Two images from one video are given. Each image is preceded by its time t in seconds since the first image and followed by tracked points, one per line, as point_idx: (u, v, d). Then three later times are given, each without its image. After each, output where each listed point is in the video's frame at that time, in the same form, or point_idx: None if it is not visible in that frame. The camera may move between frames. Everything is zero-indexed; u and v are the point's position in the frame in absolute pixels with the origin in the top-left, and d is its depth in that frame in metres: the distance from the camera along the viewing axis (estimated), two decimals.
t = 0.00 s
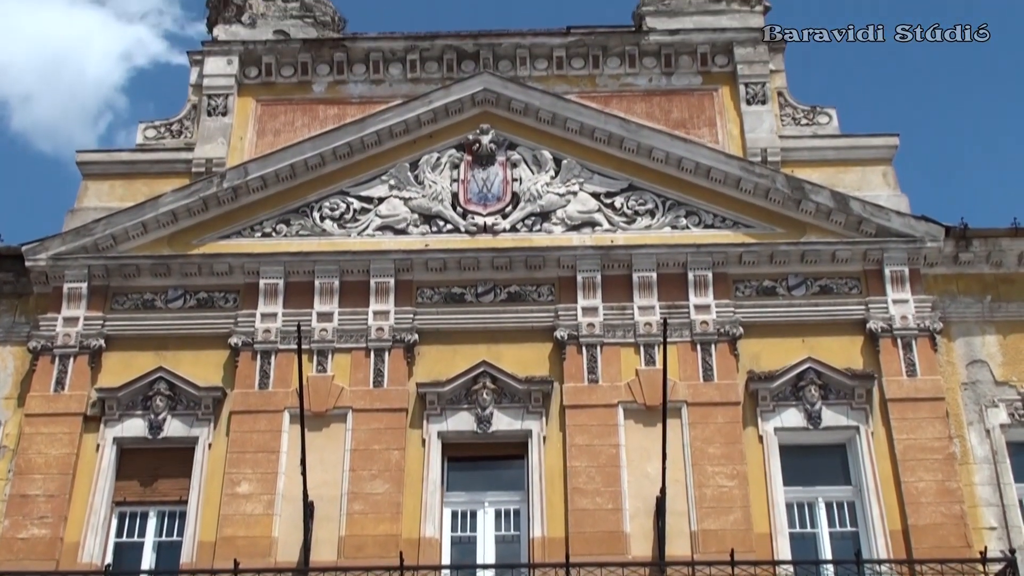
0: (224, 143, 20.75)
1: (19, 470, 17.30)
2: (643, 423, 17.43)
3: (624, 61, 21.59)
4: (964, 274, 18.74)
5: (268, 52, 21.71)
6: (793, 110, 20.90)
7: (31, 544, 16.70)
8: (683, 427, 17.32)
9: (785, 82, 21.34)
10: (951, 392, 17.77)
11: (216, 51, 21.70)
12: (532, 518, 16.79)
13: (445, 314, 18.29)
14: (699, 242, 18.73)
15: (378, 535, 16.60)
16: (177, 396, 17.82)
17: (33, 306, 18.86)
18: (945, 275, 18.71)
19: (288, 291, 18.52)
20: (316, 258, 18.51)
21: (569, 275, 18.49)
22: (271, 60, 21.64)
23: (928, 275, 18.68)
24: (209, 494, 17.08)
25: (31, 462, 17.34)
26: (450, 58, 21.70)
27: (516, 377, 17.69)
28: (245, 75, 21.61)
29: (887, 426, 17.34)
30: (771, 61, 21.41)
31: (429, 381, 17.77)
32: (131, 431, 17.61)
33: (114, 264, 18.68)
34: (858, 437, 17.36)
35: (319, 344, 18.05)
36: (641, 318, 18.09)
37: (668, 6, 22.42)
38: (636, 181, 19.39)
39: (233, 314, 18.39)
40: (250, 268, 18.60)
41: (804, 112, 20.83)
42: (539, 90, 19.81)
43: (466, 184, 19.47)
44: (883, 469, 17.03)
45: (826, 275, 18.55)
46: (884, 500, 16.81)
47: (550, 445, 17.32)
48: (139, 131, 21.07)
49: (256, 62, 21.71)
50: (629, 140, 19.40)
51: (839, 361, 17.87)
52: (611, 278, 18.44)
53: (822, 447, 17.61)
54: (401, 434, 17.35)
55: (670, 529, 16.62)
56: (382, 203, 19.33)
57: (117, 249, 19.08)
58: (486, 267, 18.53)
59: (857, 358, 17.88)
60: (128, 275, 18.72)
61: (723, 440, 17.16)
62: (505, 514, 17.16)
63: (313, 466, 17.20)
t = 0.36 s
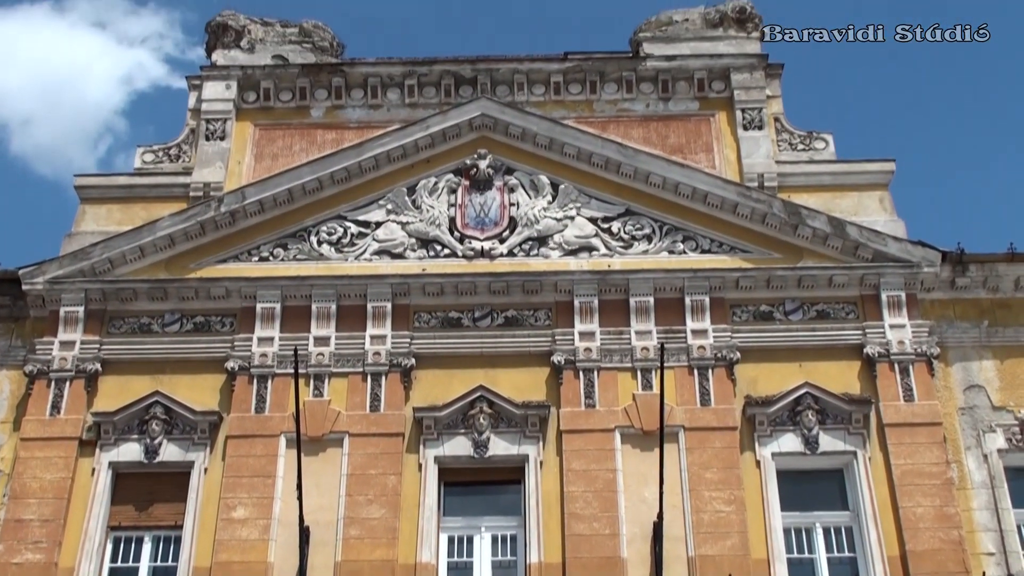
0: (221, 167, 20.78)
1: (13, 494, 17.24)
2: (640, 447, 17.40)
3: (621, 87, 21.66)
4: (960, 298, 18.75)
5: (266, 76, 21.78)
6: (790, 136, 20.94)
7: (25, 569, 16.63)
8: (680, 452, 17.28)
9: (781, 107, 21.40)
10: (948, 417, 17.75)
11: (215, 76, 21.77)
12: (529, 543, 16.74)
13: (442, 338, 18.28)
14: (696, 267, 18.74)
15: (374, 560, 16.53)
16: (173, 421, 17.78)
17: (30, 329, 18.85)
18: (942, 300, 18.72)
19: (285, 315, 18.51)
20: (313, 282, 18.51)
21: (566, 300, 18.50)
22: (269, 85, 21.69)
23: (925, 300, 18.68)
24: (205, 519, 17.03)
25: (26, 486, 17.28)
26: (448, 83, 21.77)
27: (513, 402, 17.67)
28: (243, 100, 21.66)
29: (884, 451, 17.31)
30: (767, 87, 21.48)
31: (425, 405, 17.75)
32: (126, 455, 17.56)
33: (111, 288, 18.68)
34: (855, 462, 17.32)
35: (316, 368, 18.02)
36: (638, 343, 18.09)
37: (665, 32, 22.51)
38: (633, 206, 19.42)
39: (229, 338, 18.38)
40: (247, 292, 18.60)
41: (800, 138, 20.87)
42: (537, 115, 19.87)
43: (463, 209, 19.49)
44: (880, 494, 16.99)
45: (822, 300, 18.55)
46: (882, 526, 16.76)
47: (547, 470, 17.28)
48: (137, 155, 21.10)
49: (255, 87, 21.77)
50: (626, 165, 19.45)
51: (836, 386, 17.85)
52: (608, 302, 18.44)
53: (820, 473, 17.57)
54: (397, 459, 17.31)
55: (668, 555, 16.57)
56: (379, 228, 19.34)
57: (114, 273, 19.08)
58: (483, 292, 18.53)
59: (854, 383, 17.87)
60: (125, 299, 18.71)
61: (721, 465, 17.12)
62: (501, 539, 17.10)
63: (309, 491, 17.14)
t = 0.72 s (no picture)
0: (219, 191, 20.79)
1: (9, 519, 17.16)
2: (638, 471, 17.36)
3: (618, 110, 21.71)
4: (958, 321, 18.76)
5: (264, 101, 21.82)
6: (786, 159, 20.99)
7: None
8: (679, 476, 17.24)
9: (778, 131, 21.45)
10: (947, 440, 17.73)
11: (213, 100, 21.82)
12: (527, 567, 16.68)
13: (439, 362, 18.27)
14: (693, 290, 18.74)
15: None
16: (171, 445, 17.74)
17: (27, 354, 18.82)
18: (939, 323, 18.73)
19: (283, 338, 18.49)
20: (310, 306, 18.50)
21: (564, 323, 18.49)
22: (267, 109, 21.74)
23: (922, 323, 18.69)
24: (202, 543, 16.97)
25: (22, 511, 17.21)
26: (446, 107, 21.82)
27: (511, 425, 17.65)
28: (241, 124, 21.70)
29: (882, 474, 17.28)
30: (764, 110, 21.54)
31: (423, 429, 17.72)
32: (123, 479, 17.52)
33: (109, 312, 18.67)
34: (854, 485, 17.29)
35: (314, 392, 17.99)
36: (636, 366, 18.07)
37: (662, 56, 22.58)
38: (630, 229, 19.43)
39: (227, 362, 18.35)
40: (245, 316, 18.59)
41: (797, 161, 20.92)
42: (534, 139, 19.92)
43: (461, 233, 19.51)
44: (879, 517, 16.94)
45: (820, 323, 18.55)
46: (881, 549, 16.71)
47: (545, 493, 17.23)
48: (135, 179, 21.11)
49: (252, 111, 21.81)
50: (623, 189, 19.48)
51: (834, 409, 17.83)
52: (606, 325, 18.44)
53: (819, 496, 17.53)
54: (395, 483, 17.27)
55: None
56: (377, 251, 19.35)
57: (112, 296, 19.08)
58: (481, 315, 18.53)
59: (853, 406, 17.85)
60: (123, 322, 18.70)
61: (719, 488, 17.08)
62: (499, 563, 17.04)
63: (306, 515, 17.09)
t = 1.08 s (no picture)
0: (217, 212, 20.80)
1: (6, 540, 17.10)
2: (636, 492, 17.32)
3: (616, 131, 21.76)
4: (956, 341, 18.76)
5: (263, 122, 21.87)
6: (784, 180, 21.06)
7: None
8: (677, 496, 17.20)
9: (776, 151, 21.48)
10: (946, 460, 17.70)
11: (212, 121, 21.86)
12: None
13: (438, 382, 18.25)
14: (692, 310, 18.74)
15: None
16: (168, 466, 17.70)
17: (24, 374, 18.79)
18: (938, 343, 18.73)
19: (281, 359, 18.48)
20: (308, 326, 18.49)
21: (562, 343, 18.48)
22: (266, 130, 21.79)
23: (921, 343, 18.69)
24: (199, 564, 16.91)
25: (19, 532, 17.16)
26: (444, 128, 21.85)
27: (509, 446, 17.62)
28: (240, 144, 21.74)
29: (882, 495, 17.24)
30: (762, 131, 21.58)
31: (421, 450, 17.69)
32: (120, 500, 17.48)
33: (106, 332, 18.65)
34: (853, 506, 17.26)
35: (312, 413, 17.97)
36: (635, 387, 18.06)
37: (660, 77, 22.63)
38: (628, 249, 19.45)
39: (225, 383, 18.33)
40: (243, 336, 18.57)
41: (795, 182, 20.97)
42: (532, 159, 19.95)
43: (459, 253, 19.52)
44: (879, 538, 16.90)
45: (818, 343, 18.55)
46: (881, 570, 16.67)
47: (544, 514, 17.19)
48: (134, 200, 21.12)
49: (251, 132, 21.86)
50: (621, 209, 19.51)
51: (833, 430, 17.82)
52: (604, 346, 18.43)
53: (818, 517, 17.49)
54: (393, 503, 17.22)
55: None
56: (375, 272, 19.35)
57: (110, 317, 19.06)
58: (480, 335, 18.52)
59: (851, 426, 17.84)
60: (120, 343, 18.68)
61: (718, 509, 17.03)
62: None
63: (304, 536, 17.03)
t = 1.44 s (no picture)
0: (217, 228, 20.81)
1: (4, 556, 17.05)
2: (636, 507, 17.29)
3: (615, 146, 21.79)
4: (956, 356, 18.75)
5: (262, 137, 21.90)
6: (784, 195, 21.07)
7: None
8: (677, 512, 17.17)
9: (775, 167, 21.50)
10: (946, 476, 17.68)
11: (212, 137, 21.88)
12: None
13: (437, 398, 18.24)
14: (691, 325, 18.74)
15: None
16: (167, 482, 17.68)
17: (23, 390, 18.77)
18: (937, 358, 18.71)
19: (280, 374, 18.46)
20: (308, 341, 18.48)
21: (561, 358, 18.47)
22: (266, 146, 21.82)
23: (920, 358, 18.67)
24: None
25: (17, 548, 17.11)
26: (443, 143, 21.88)
27: (509, 461, 17.60)
28: (240, 160, 21.76)
29: (882, 510, 17.21)
30: (761, 146, 21.60)
31: (421, 465, 17.67)
32: (119, 516, 17.44)
33: (105, 348, 18.63)
34: (853, 521, 17.23)
35: (311, 428, 17.95)
36: (634, 402, 18.04)
37: (659, 93, 22.67)
38: (628, 264, 19.45)
39: (224, 398, 18.31)
40: (242, 351, 18.56)
41: (794, 198, 20.98)
42: (531, 175, 19.98)
43: (458, 268, 19.52)
44: (879, 553, 16.86)
45: (818, 358, 18.54)
46: None
47: (543, 530, 17.15)
48: (133, 216, 21.13)
49: (251, 148, 21.89)
50: (621, 224, 19.52)
51: (833, 445, 17.79)
52: (604, 361, 18.42)
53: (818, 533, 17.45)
54: (392, 519, 17.18)
55: None
56: (374, 287, 19.35)
57: (109, 332, 19.06)
58: (479, 350, 18.51)
59: (851, 441, 17.82)
60: (119, 358, 18.66)
61: (718, 525, 16.99)
62: None
63: (303, 552, 16.99)
